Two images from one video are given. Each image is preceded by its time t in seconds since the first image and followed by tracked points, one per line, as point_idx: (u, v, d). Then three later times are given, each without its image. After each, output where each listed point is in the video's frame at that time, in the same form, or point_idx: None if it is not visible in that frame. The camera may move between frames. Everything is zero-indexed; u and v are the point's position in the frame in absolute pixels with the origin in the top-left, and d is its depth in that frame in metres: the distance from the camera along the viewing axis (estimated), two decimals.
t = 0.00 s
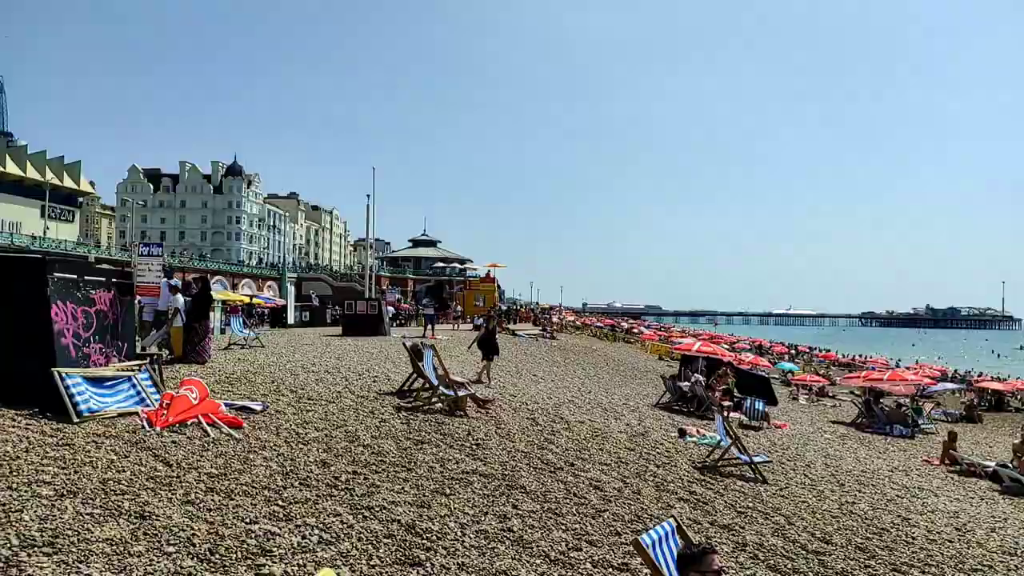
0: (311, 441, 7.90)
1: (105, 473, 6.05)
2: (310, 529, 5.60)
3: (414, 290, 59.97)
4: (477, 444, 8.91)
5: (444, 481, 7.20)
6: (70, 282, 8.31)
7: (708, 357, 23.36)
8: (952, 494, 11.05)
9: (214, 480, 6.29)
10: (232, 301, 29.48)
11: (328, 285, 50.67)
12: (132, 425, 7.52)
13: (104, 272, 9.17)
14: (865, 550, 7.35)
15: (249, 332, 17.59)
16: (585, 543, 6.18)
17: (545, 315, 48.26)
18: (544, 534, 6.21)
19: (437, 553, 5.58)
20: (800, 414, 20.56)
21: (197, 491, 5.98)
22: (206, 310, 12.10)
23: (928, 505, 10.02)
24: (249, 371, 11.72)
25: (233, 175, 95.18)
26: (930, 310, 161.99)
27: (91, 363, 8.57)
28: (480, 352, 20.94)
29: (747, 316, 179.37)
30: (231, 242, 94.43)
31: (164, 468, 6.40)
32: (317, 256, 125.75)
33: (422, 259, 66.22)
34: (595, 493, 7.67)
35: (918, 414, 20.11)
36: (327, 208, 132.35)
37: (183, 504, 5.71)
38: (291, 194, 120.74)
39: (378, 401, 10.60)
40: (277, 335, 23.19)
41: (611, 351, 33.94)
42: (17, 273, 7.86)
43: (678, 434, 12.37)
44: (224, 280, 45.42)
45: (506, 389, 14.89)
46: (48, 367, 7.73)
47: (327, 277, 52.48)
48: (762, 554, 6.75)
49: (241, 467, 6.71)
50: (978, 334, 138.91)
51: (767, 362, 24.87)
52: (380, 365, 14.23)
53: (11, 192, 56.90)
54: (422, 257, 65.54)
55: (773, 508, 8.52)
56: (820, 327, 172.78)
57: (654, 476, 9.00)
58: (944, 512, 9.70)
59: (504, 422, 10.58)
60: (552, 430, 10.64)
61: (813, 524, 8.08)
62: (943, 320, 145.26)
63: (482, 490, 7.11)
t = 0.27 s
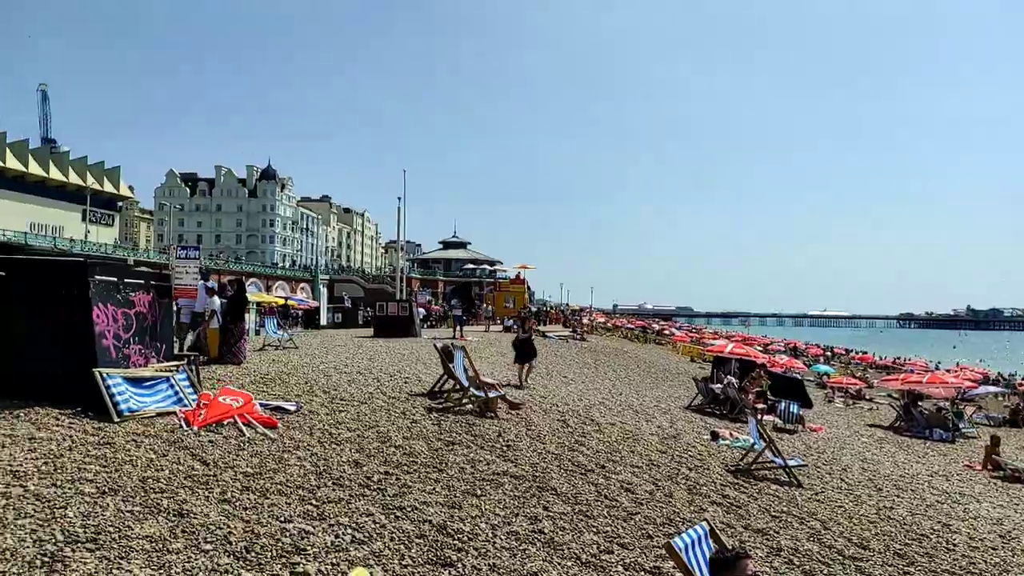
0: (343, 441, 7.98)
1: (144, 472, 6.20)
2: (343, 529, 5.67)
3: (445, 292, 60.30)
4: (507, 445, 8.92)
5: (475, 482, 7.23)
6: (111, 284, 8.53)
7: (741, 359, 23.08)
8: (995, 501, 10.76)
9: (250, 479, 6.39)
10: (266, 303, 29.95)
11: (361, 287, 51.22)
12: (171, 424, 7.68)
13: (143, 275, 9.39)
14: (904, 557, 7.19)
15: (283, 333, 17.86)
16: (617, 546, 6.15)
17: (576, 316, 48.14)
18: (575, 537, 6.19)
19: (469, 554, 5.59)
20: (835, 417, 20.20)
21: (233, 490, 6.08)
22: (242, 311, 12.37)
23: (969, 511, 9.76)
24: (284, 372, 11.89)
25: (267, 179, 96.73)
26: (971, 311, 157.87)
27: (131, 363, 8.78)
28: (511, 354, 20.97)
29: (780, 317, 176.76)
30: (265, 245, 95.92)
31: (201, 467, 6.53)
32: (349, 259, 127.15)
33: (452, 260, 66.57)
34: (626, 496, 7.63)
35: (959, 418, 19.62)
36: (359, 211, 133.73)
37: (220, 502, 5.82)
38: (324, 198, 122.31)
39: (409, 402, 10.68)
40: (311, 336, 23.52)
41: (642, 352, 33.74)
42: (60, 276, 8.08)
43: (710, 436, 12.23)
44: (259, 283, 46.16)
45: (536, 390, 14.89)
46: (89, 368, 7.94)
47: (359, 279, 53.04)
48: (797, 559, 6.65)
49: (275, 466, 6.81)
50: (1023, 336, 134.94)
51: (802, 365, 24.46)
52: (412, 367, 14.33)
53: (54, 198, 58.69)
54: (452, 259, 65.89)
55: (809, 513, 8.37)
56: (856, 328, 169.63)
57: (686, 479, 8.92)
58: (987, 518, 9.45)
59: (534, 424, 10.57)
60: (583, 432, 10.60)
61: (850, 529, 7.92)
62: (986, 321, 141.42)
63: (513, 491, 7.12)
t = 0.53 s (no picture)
0: (373, 441, 8.04)
1: (178, 469, 6.32)
2: (373, 527, 5.71)
3: (472, 292, 60.49)
4: (535, 446, 8.92)
5: (503, 482, 7.24)
6: (146, 285, 8.71)
7: (772, 360, 22.77)
8: None
9: (281, 477, 6.48)
10: (296, 304, 30.31)
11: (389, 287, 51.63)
12: (204, 423, 7.82)
13: (176, 276, 9.58)
14: (940, 562, 7.04)
15: (313, 333, 18.06)
16: (645, 548, 6.11)
17: (604, 317, 47.93)
18: (603, 538, 6.16)
19: (497, 554, 5.60)
20: (869, 420, 19.85)
21: (265, 489, 6.17)
22: (274, 311, 12.51)
23: (1008, 516, 9.52)
24: (314, 371, 12.03)
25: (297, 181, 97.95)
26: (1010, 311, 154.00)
27: (166, 363, 8.95)
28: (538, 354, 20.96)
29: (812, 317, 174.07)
30: (295, 246, 97.08)
31: (233, 465, 6.63)
32: (377, 259, 128.19)
33: (480, 260, 66.76)
34: (655, 498, 7.57)
35: (997, 420, 19.15)
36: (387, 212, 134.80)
37: (252, 500, 5.90)
38: (352, 199, 123.47)
39: (437, 402, 10.73)
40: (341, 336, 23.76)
41: (671, 353, 33.51)
42: (95, 278, 8.29)
43: (740, 438, 12.09)
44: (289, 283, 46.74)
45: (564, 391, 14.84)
46: (126, 367, 8.12)
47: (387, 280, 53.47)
48: (830, 563, 6.55)
49: (305, 465, 6.90)
50: None
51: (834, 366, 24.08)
52: (440, 367, 14.40)
53: (90, 201, 60.10)
54: (480, 260, 66.06)
55: (842, 517, 8.24)
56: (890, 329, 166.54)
57: (716, 481, 8.82)
58: None
59: (562, 425, 10.55)
60: (611, 433, 10.56)
61: (884, 534, 7.77)
62: None
63: (541, 492, 7.11)
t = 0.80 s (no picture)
0: (399, 441, 8.09)
1: (208, 468, 6.41)
2: (399, 527, 5.74)
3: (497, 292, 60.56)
4: (561, 447, 8.90)
5: (528, 483, 7.23)
6: (177, 286, 8.85)
7: (802, 361, 22.44)
8: None
9: (308, 476, 6.54)
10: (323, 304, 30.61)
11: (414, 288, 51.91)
12: (234, 422, 7.92)
13: (206, 277, 9.72)
14: (976, 569, 6.88)
15: (340, 334, 18.22)
16: (673, 550, 6.06)
17: (629, 318, 47.68)
18: (629, 540, 6.12)
19: (523, 555, 5.59)
20: (901, 422, 19.48)
21: (293, 487, 6.23)
22: (302, 311, 12.65)
23: None
24: (340, 371, 12.14)
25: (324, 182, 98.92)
26: None
27: (196, 362, 9.10)
28: (563, 354, 20.91)
29: (841, 318, 171.47)
30: (321, 247, 98.00)
31: (262, 464, 6.71)
32: (403, 260, 128.91)
33: (504, 261, 66.81)
34: (682, 500, 7.51)
35: None
36: (412, 213, 135.51)
37: (280, 499, 5.96)
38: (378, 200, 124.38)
39: (463, 402, 10.75)
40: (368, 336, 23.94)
41: (697, 354, 33.23)
42: (127, 279, 8.44)
43: (768, 441, 11.95)
44: (316, 284, 47.19)
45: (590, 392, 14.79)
46: (157, 367, 8.26)
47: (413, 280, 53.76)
48: (862, 568, 6.43)
49: (332, 464, 6.96)
50: None
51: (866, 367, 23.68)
52: (465, 367, 14.44)
53: (122, 204, 61.31)
54: (504, 260, 66.10)
55: (873, 521, 8.09)
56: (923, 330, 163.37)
57: (744, 484, 8.72)
58: None
59: (587, 426, 10.52)
60: (637, 434, 10.50)
61: (918, 539, 7.62)
62: None
63: (566, 493, 7.09)
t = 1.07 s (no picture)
0: (429, 442, 8.13)
1: (244, 467, 6.52)
2: (430, 527, 5.78)
3: (526, 294, 60.57)
4: (591, 449, 8.87)
5: (558, 485, 7.22)
6: (212, 288, 9.02)
7: (837, 363, 22.04)
8: None
9: (340, 476, 6.62)
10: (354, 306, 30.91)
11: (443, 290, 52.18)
12: (267, 422, 8.04)
13: (241, 279, 9.88)
14: None
15: (370, 335, 18.38)
16: (705, 554, 6.00)
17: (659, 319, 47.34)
18: (661, 544, 6.08)
19: (554, 557, 5.59)
20: (940, 426, 19.03)
21: (326, 487, 6.30)
22: (332, 313, 12.79)
23: None
24: (371, 372, 12.24)
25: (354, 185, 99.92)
26: None
27: (231, 363, 9.26)
28: (593, 356, 20.83)
29: (878, 319, 168.04)
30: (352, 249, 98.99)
31: (296, 464, 6.80)
32: (432, 262, 129.60)
33: (533, 263, 66.79)
34: (714, 504, 7.44)
35: None
36: (442, 216, 136.19)
37: (313, 498, 6.04)
38: (408, 203, 125.26)
39: (492, 403, 10.77)
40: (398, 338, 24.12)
41: (729, 355, 32.86)
42: (164, 281, 8.61)
43: (802, 444, 11.76)
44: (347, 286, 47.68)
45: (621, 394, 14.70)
46: (194, 367, 8.41)
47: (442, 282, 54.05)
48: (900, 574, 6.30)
49: (363, 464, 7.02)
50: None
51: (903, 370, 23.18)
52: (494, 369, 14.46)
53: (159, 208, 62.65)
54: (533, 262, 66.08)
55: (912, 526, 7.92)
56: (962, 331, 159.42)
57: (777, 487, 8.60)
58: None
59: (618, 428, 10.48)
60: (668, 436, 10.41)
61: (958, 545, 7.43)
62: None
63: (597, 495, 7.06)
